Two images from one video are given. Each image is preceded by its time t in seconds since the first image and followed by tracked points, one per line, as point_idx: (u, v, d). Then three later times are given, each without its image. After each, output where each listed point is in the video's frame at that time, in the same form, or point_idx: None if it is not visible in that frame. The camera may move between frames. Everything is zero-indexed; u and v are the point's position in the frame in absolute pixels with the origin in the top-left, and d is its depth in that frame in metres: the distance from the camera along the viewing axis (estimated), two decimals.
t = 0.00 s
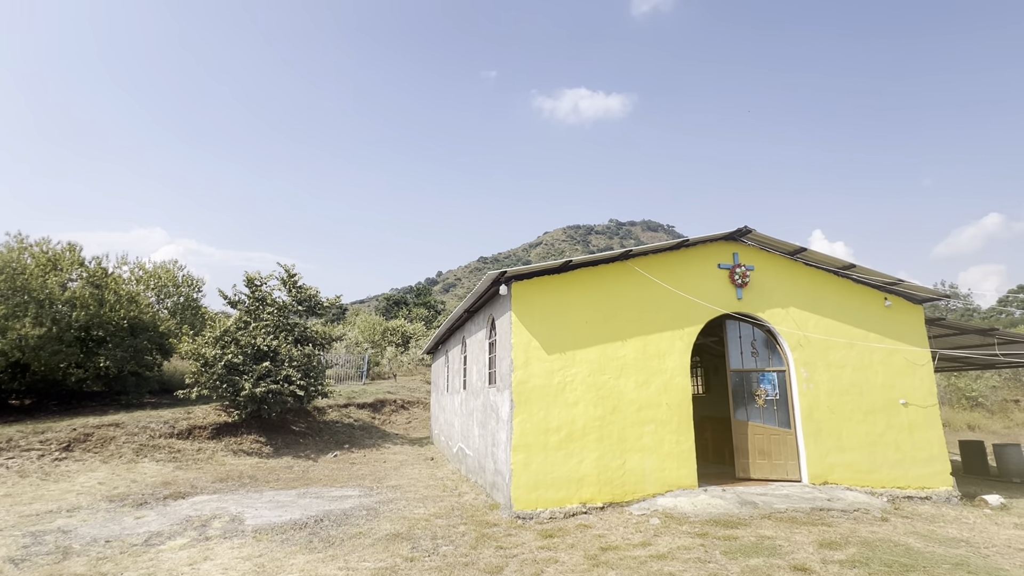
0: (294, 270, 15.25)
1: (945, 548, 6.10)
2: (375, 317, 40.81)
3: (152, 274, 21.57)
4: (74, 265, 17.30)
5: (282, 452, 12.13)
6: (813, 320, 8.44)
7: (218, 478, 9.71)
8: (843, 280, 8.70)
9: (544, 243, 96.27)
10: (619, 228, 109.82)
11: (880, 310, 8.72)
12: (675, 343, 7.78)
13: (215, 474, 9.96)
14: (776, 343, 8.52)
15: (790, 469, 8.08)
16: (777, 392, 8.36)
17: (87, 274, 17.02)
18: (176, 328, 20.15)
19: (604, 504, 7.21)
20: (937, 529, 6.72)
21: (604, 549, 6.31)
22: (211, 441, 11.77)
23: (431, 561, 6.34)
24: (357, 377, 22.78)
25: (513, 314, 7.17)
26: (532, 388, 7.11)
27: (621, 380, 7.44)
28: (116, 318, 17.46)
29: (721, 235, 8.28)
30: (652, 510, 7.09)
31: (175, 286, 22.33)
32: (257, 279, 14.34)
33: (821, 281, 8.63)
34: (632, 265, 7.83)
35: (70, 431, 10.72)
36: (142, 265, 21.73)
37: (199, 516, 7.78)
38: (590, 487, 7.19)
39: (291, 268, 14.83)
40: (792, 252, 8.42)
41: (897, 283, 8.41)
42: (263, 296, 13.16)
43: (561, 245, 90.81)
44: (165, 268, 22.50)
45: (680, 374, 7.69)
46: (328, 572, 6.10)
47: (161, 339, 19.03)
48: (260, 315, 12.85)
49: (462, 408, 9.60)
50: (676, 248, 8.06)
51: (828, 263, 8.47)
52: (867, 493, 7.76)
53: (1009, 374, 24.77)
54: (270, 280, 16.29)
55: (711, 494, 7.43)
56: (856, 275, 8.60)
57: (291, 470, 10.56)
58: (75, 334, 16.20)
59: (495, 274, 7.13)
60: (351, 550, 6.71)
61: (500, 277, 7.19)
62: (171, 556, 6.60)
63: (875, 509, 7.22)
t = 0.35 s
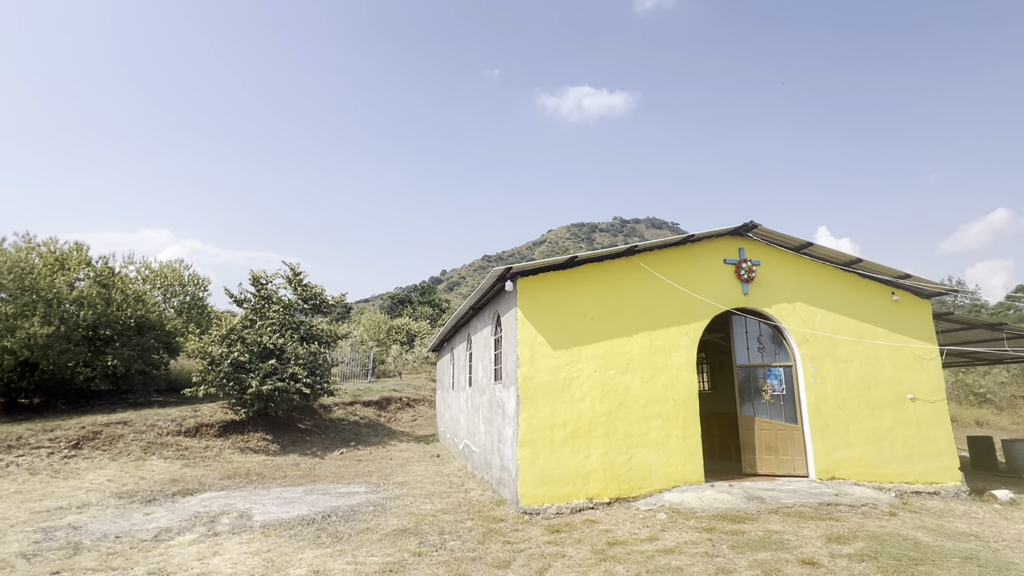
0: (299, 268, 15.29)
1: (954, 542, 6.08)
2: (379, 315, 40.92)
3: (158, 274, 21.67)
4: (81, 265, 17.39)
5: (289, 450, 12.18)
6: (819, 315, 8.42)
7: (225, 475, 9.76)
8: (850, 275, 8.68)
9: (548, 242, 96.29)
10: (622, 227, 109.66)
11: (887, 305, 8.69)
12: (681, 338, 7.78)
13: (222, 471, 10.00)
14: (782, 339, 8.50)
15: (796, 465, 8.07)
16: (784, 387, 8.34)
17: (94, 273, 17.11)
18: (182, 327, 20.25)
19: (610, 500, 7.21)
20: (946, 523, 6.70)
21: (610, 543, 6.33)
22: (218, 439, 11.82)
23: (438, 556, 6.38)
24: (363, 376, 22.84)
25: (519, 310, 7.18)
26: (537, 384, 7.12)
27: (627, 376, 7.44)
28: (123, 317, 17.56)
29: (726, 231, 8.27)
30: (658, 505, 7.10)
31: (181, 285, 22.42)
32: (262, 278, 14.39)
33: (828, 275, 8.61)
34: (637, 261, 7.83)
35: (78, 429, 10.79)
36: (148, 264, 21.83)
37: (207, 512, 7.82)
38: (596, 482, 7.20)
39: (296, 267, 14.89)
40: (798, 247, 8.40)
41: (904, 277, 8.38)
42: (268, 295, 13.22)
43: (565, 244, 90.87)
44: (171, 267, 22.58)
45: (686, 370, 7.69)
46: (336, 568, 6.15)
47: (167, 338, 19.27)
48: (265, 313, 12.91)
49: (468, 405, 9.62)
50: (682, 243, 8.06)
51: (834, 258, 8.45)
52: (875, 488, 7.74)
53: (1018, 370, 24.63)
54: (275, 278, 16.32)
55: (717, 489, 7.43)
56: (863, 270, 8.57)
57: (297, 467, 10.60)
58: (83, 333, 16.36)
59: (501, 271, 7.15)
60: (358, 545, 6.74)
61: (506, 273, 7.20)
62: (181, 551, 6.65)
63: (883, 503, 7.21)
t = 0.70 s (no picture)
0: (315, 262, 15.43)
1: (978, 537, 5.98)
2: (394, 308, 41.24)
3: (178, 268, 22.05)
4: (104, 259, 17.75)
5: (307, 440, 12.37)
6: (839, 307, 8.29)
7: (246, 465, 9.94)
8: (871, 266, 8.53)
9: (560, 235, 96.05)
10: (636, 219, 108.77)
11: (910, 297, 8.53)
12: (698, 330, 7.73)
13: (242, 461, 10.19)
14: (802, 331, 8.39)
15: (815, 458, 7.99)
16: (803, 379, 8.24)
17: (116, 268, 17.48)
18: (202, 320, 20.61)
19: (627, 492, 7.21)
20: (970, 518, 6.59)
21: (627, 535, 6.35)
22: (238, 430, 12.04)
23: (456, 546, 6.48)
24: (379, 368, 23.07)
25: (535, 302, 7.18)
26: (553, 376, 7.12)
27: (643, 368, 7.41)
28: (145, 310, 17.92)
29: (745, 221, 8.17)
30: (675, 497, 7.08)
31: (200, 279, 22.78)
32: (280, 271, 14.56)
33: (849, 266, 8.46)
34: (654, 252, 7.77)
35: (103, 420, 11.05)
36: (169, 259, 22.21)
37: (229, 501, 7.98)
38: (612, 474, 7.20)
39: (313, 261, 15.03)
40: (817, 238, 8.27)
41: (928, 268, 8.21)
42: (286, 288, 13.39)
43: (578, 237, 90.55)
44: (191, 261, 22.93)
45: (703, 362, 7.64)
46: (356, 556, 6.28)
47: (189, 331, 19.59)
48: (283, 306, 13.06)
49: (484, 397, 9.66)
50: (699, 234, 7.98)
51: (856, 249, 8.30)
52: (896, 482, 7.64)
53: None
54: (293, 271, 16.49)
55: (735, 482, 7.39)
56: (885, 261, 8.41)
57: (316, 457, 10.75)
58: (107, 326, 16.76)
59: (517, 263, 7.14)
60: (377, 535, 6.85)
61: (521, 265, 7.19)
62: (204, 539, 6.81)
63: (904, 498, 7.11)
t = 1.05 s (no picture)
0: (343, 253, 15.67)
1: (1021, 535, 5.77)
2: (420, 298, 41.71)
3: (212, 259, 22.73)
4: (143, 251, 18.44)
5: (337, 428, 12.66)
6: (875, 297, 8.06)
7: (278, 451, 10.24)
8: (909, 255, 8.25)
9: (584, 226, 95.54)
10: (660, 208, 107.05)
11: (950, 287, 8.23)
12: (727, 321, 7.61)
13: (275, 447, 10.51)
14: (835, 322, 8.19)
15: (848, 452, 7.82)
16: (836, 371, 8.06)
17: (154, 259, 18.18)
18: (235, 310, 21.23)
19: (653, 483, 7.19)
20: (1012, 516, 6.36)
21: (653, 526, 6.35)
22: (271, 417, 12.40)
23: (482, 533, 6.60)
24: (405, 358, 23.44)
25: (560, 292, 7.16)
26: (579, 366, 7.11)
27: (670, 359, 7.34)
28: (181, 300, 18.55)
29: (776, 209, 7.97)
30: (702, 489, 7.03)
31: (233, 270, 23.43)
32: (309, 262, 14.86)
33: (885, 255, 8.20)
34: (682, 242, 7.66)
35: (144, 406, 11.50)
36: (203, 250, 22.89)
37: (263, 485, 8.25)
38: (638, 465, 7.18)
39: (341, 252, 15.29)
40: (853, 225, 8.03)
41: (970, 257, 7.90)
42: (315, 279, 13.66)
43: (601, 228, 89.94)
44: (224, 253, 23.57)
45: (732, 353, 7.53)
46: (384, 542, 6.45)
47: (223, 321, 20.01)
48: (313, 297, 13.35)
49: (509, 387, 9.71)
50: (728, 223, 7.82)
51: (893, 237, 8.03)
52: (933, 477, 7.42)
53: None
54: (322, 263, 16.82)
55: (764, 475, 7.29)
56: (923, 249, 8.14)
57: (345, 444, 11.02)
58: (146, 315, 17.48)
59: (542, 253, 7.12)
60: (405, 520, 7.00)
61: (546, 255, 7.17)
62: (240, 521, 7.06)
63: (942, 494, 6.90)
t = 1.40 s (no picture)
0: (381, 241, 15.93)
1: None
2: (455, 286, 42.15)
3: (256, 248, 23.55)
4: (192, 240, 19.25)
5: (376, 412, 13.02)
6: (928, 285, 7.70)
7: (320, 433, 10.62)
8: (966, 240, 7.84)
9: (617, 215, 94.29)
10: (695, 194, 104.20)
11: (1012, 274, 7.79)
12: (768, 310, 7.42)
13: (318, 430, 10.89)
14: (884, 311, 7.87)
15: (897, 445, 7.55)
16: (885, 362, 7.76)
17: (202, 248, 18.92)
18: (278, 296, 21.99)
19: (689, 472, 7.13)
20: None
21: (690, 515, 6.30)
22: (313, 401, 12.85)
23: (517, 517, 6.70)
24: (441, 345, 23.83)
25: (595, 280, 7.12)
26: (614, 354, 7.08)
27: (709, 348, 7.22)
28: (228, 288, 19.28)
29: (822, 194, 7.69)
30: (741, 480, 6.93)
31: (276, 258, 24.21)
32: (348, 250, 15.21)
33: (940, 241, 7.81)
34: (721, 228, 7.49)
35: (194, 388, 12.08)
36: (248, 240, 23.72)
37: (306, 466, 8.57)
38: (675, 454, 7.13)
39: (379, 240, 15.58)
40: (905, 209, 7.66)
41: None
42: (354, 267, 13.97)
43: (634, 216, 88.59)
44: (268, 242, 24.34)
45: (773, 342, 7.34)
46: (422, 523, 6.63)
47: (268, 307, 20.83)
48: (352, 284, 13.68)
49: (544, 374, 9.75)
50: (771, 208, 7.59)
51: (949, 221, 7.64)
52: (989, 473, 7.09)
53: None
54: (361, 251, 17.21)
55: (806, 467, 7.12)
56: (983, 234, 7.71)
57: (384, 428, 11.32)
58: (196, 302, 18.35)
59: (577, 240, 7.09)
60: (442, 503, 7.17)
61: (582, 242, 7.13)
62: (285, 499, 7.37)
63: (999, 491, 6.58)
